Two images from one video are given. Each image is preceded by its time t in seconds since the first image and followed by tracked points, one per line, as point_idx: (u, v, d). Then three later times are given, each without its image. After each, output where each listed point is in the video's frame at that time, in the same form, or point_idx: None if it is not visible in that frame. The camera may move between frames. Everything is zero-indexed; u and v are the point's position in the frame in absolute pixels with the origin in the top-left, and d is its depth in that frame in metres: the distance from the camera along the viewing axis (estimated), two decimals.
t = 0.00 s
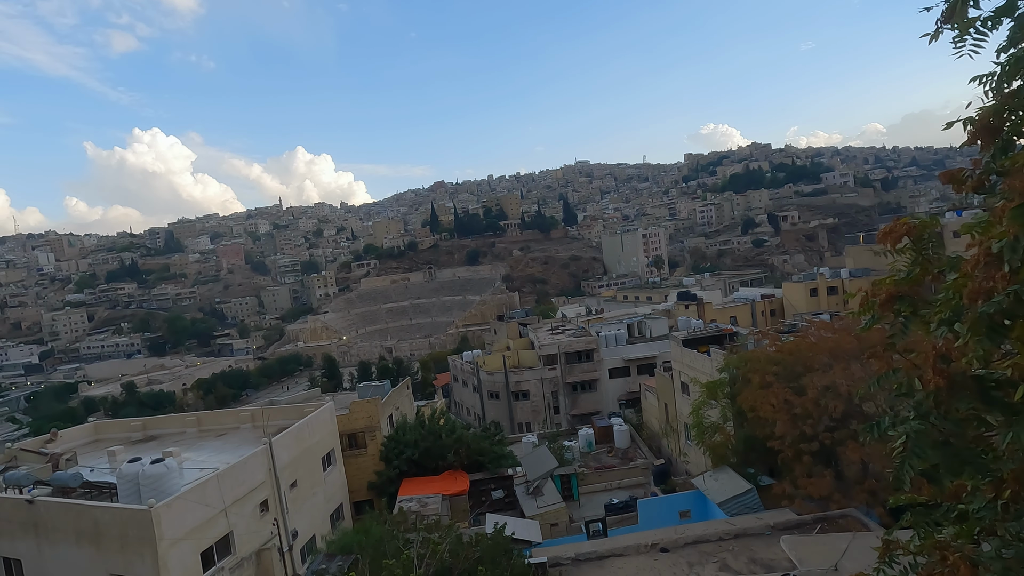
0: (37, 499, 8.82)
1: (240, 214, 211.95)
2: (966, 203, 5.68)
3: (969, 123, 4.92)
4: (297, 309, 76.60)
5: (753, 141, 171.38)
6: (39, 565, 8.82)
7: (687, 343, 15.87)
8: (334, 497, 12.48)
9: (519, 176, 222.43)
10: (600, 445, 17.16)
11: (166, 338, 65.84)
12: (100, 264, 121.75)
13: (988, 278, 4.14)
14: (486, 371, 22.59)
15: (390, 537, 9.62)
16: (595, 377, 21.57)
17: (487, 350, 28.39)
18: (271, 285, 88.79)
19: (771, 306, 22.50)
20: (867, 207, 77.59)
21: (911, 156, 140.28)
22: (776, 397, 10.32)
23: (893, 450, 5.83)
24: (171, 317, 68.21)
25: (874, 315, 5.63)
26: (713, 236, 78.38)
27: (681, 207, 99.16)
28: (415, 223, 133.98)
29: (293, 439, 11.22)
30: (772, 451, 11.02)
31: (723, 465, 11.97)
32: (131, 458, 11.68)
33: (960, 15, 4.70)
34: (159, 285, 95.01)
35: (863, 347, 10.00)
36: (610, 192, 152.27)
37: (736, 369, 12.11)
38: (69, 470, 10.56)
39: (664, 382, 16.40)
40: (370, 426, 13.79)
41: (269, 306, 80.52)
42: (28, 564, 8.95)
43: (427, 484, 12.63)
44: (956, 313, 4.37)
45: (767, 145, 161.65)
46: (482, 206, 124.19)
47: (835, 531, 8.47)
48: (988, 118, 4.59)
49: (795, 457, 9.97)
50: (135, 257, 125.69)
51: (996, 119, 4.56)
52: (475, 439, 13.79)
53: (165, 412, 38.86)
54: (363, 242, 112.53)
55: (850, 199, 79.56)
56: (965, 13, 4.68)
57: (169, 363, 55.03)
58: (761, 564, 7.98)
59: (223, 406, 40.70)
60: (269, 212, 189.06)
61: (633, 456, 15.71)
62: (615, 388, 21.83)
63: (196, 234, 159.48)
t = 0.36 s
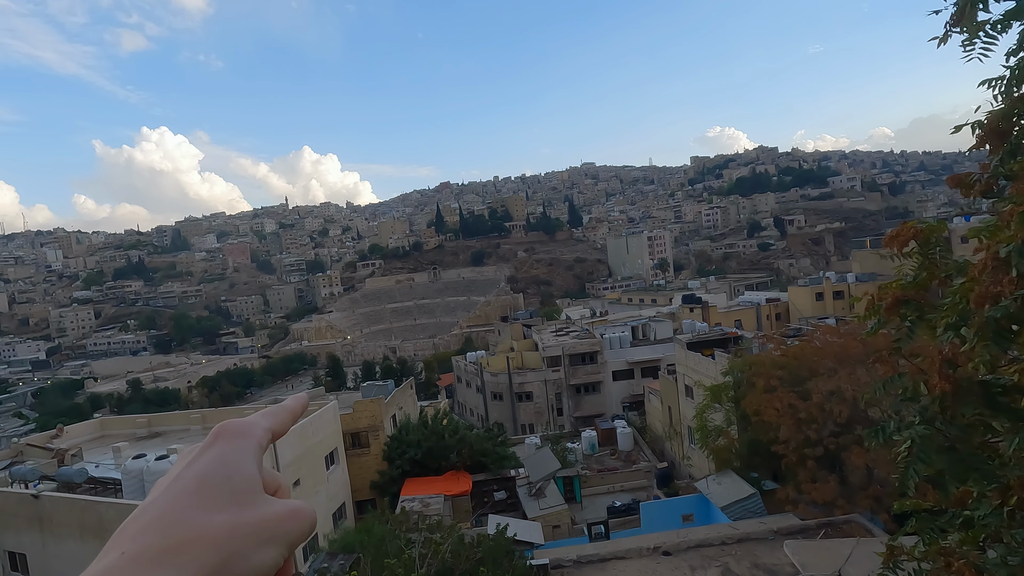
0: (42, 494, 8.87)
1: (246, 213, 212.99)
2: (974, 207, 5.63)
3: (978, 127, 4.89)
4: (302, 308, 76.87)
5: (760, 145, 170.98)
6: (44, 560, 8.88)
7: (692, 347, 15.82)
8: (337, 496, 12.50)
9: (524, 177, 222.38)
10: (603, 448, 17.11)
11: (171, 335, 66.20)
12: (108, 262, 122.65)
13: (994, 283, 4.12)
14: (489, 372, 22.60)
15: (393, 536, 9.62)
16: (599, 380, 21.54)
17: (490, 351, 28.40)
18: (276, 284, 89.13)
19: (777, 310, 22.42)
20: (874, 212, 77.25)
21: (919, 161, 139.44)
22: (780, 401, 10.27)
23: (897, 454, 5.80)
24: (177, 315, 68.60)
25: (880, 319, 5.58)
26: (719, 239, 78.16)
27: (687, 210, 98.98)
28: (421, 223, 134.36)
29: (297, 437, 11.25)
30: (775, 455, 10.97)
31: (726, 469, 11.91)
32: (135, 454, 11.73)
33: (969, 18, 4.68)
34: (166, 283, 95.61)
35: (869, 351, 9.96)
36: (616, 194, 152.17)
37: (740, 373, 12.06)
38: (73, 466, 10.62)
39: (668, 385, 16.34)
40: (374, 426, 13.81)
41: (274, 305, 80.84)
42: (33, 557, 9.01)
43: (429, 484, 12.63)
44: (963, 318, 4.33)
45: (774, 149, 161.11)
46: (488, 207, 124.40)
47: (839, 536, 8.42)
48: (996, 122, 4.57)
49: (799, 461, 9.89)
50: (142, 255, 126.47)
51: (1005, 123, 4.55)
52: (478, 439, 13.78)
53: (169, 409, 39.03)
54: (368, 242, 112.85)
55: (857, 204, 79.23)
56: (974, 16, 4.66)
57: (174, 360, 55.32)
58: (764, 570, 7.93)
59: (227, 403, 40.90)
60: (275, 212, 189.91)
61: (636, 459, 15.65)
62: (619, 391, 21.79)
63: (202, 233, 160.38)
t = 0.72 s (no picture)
0: (48, 490, 8.92)
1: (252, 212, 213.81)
2: (981, 213, 5.60)
3: (986, 131, 4.86)
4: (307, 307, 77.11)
5: (766, 148, 170.51)
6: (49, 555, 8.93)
7: (696, 349, 15.79)
8: (340, 495, 12.52)
9: (530, 178, 222.26)
10: (606, 449, 17.08)
11: (177, 333, 66.53)
12: (114, 259, 123.31)
13: (1002, 287, 4.09)
14: (493, 373, 22.63)
15: (395, 536, 9.64)
16: (602, 381, 21.52)
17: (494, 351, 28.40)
18: (281, 282, 89.50)
19: (782, 314, 22.36)
20: (881, 216, 76.90)
21: (927, 165, 138.66)
22: (785, 405, 10.23)
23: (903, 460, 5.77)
24: (182, 313, 68.91)
25: (886, 324, 5.55)
26: (724, 241, 77.96)
27: (693, 212, 98.73)
28: (426, 224, 134.55)
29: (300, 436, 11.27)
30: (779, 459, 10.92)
31: (729, 472, 11.86)
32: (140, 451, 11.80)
33: (978, 22, 4.66)
34: (171, 281, 96.11)
35: (874, 356, 9.95)
36: (621, 196, 152.06)
37: (744, 376, 12.02)
38: (79, 462, 10.68)
39: (672, 388, 16.31)
40: (377, 425, 13.84)
41: (279, 304, 81.11)
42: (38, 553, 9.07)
43: (432, 485, 12.65)
44: (970, 323, 4.30)
45: (780, 152, 160.72)
46: (492, 208, 124.53)
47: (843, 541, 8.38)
48: (1004, 128, 4.55)
49: (803, 465, 9.83)
50: (149, 253, 127.18)
51: (1013, 127, 4.52)
52: (481, 440, 13.78)
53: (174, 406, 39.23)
54: (373, 241, 113.12)
55: (863, 207, 78.84)
56: (983, 20, 4.64)
57: (180, 358, 55.54)
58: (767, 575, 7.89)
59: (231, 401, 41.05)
60: (281, 211, 190.64)
61: (639, 461, 15.61)
62: (623, 393, 21.75)
63: (208, 231, 161.07)
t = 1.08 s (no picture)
0: (59, 485, 9.04)
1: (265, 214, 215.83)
2: (997, 226, 5.49)
3: (1002, 144, 4.79)
4: (317, 308, 77.51)
5: (780, 159, 169.53)
6: (57, 549, 9.04)
7: (705, 359, 15.69)
8: (346, 497, 12.56)
9: (542, 184, 222.40)
10: (613, 458, 16.99)
11: (188, 332, 67.12)
12: (129, 258, 124.87)
13: (1016, 304, 4.01)
14: (500, 379, 22.63)
15: (399, 540, 9.63)
16: (610, 390, 21.44)
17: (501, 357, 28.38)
18: (292, 284, 90.10)
19: (793, 325, 22.20)
20: (896, 228, 76.11)
21: (944, 177, 137.10)
22: (795, 418, 10.12)
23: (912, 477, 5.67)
24: (195, 313, 69.53)
25: (897, 337, 5.46)
26: (736, 252, 77.50)
27: (704, 222, 98.24)
28: (436, 228, 134.88)
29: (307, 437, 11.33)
30: (788, 472, 10.78)
31: (738, 485, 11.74)
32: (150, 448, 11.94)
33: (995, 35, 4.60)
34: (185, 281, 97.06)
35: (887, 370, 9.84)
36: (633, 204, 151.73)
37: (754, 388, 11.91)
38: (90, 458, 10.81)
39: (680, 398, 16.19)
40: (384, 428, 13.87)
41: (290, 305, 81.62)
42: (47, 547, 9.18)
43: (437, 489, 12.65)
44: (982, 339, 4.24)
45: (794, 162, 159.67)
46: (503, 213, 124.75)
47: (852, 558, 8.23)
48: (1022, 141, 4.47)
49: (813, 480, 9.69)
50: (163, 253, 128.63)
51: None
52: (487, 445, 13.74)
53: (184, 404, 39.54)
54: (384, 245, 113.69)
55: (878, 220, 78.14)
56: (1000, 34, 4.59)
57: (190, 357, 56.00)
58: None
59: (240, 401, 41.33)
60: (294, 213, 192.12)
61: (645, 471, 15.51)
62: (631, 402, 21.63)
63: (222, 231, 162.78)
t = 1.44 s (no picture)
0: (68, 481, 9.12)
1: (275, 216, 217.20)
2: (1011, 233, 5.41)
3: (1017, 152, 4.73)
4: (324, 310, 77.81)
5: (790, 165, 168.71)
6: (66, 545, 9.11)
7: (713, 365, 15.59)
8: (350, 498, 12.57)
9: (550, 188, 222.52)
10: (618, 464, 16.90)
11: (198, 331, 67.59)
12: (141, 258, 126.07)
13: None
14: (507, 382, 22.60)
15: (403, 542, 9.63)
16: (617, 395, 21.35)
17: (508, 360, 28.36)
18: (300, 285, 90.53)
19: (802, 332, 22.05)
20: (907, 235, 75.45)
21: (956, 185, 135.81)
22: (803, 425, 10.02)
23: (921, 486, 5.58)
24: (204, 313, 70.01)
25: (907, 345, 5.39)
26: (744, 257, 77.10)
27: (713, 227, 97.77)
28: (444, 231, 135.10)
29: (313, 437, 11.36)
30: (796, 480, 10.67)
31: (744, 492, 11.62)
32: (157, 446, 12.01)
33: (1010, 39, 4.55)
34: (195, 281, 97.81)
35: (897, 378, 9.73)
36: (641, 209, 151.41)
37: (761, 394, 11.81)
38: (99, 455, 10.88)
39: (687, 404, 16.08)
40: (390, 430, 13.87)
41: (298, 306, 82.00)
42: (55, 543, 9.26)
43: (442, 492, 12.63)
44: (996, 347, 4.18)
45: (805, 168, 158.84)
46: (511, 217, 124.95)
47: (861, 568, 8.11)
48: None
49: (821, 488, 9.56)
50: (174, 253, 129.81)
51: None
52: (492, 449, 13.73)
53: (192, 403, 39.83)
54: (392, 247, 114.09)
55: (889, 227, 77.51)
56: (1016, 38, 4.53)
57: (199, 356, 56.39)
58: None
59: (247, 401, 41.57)
60: (303, 215, 193.19)
61: (652, 477, 15.40)
62: (637, 407, 21.53)
63: (232, 232, 164.01)
